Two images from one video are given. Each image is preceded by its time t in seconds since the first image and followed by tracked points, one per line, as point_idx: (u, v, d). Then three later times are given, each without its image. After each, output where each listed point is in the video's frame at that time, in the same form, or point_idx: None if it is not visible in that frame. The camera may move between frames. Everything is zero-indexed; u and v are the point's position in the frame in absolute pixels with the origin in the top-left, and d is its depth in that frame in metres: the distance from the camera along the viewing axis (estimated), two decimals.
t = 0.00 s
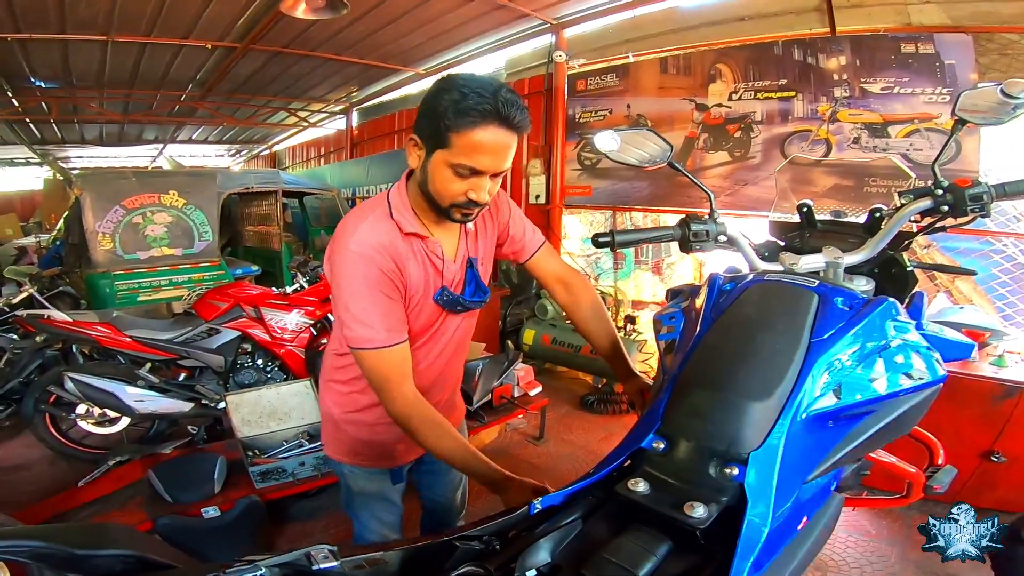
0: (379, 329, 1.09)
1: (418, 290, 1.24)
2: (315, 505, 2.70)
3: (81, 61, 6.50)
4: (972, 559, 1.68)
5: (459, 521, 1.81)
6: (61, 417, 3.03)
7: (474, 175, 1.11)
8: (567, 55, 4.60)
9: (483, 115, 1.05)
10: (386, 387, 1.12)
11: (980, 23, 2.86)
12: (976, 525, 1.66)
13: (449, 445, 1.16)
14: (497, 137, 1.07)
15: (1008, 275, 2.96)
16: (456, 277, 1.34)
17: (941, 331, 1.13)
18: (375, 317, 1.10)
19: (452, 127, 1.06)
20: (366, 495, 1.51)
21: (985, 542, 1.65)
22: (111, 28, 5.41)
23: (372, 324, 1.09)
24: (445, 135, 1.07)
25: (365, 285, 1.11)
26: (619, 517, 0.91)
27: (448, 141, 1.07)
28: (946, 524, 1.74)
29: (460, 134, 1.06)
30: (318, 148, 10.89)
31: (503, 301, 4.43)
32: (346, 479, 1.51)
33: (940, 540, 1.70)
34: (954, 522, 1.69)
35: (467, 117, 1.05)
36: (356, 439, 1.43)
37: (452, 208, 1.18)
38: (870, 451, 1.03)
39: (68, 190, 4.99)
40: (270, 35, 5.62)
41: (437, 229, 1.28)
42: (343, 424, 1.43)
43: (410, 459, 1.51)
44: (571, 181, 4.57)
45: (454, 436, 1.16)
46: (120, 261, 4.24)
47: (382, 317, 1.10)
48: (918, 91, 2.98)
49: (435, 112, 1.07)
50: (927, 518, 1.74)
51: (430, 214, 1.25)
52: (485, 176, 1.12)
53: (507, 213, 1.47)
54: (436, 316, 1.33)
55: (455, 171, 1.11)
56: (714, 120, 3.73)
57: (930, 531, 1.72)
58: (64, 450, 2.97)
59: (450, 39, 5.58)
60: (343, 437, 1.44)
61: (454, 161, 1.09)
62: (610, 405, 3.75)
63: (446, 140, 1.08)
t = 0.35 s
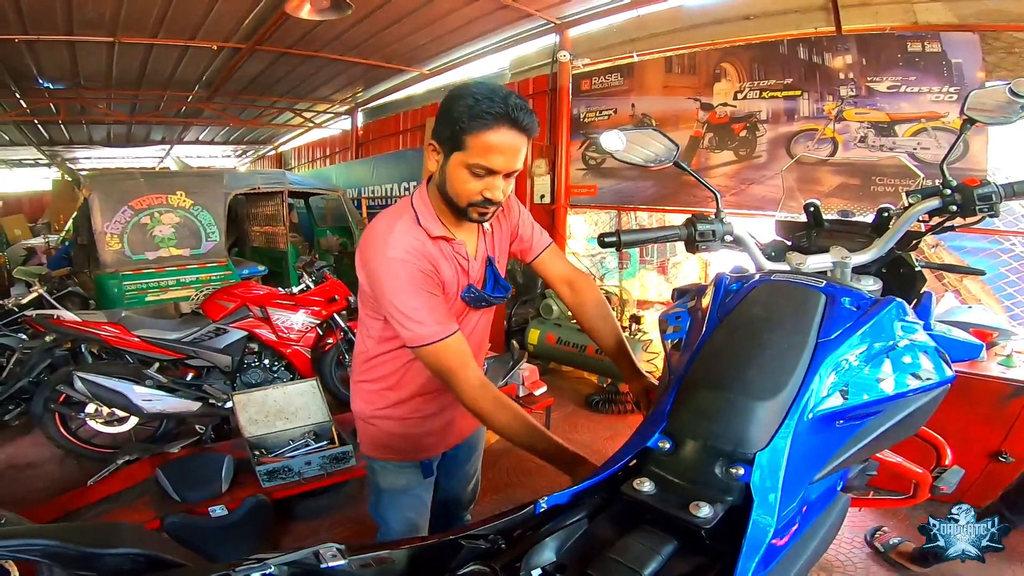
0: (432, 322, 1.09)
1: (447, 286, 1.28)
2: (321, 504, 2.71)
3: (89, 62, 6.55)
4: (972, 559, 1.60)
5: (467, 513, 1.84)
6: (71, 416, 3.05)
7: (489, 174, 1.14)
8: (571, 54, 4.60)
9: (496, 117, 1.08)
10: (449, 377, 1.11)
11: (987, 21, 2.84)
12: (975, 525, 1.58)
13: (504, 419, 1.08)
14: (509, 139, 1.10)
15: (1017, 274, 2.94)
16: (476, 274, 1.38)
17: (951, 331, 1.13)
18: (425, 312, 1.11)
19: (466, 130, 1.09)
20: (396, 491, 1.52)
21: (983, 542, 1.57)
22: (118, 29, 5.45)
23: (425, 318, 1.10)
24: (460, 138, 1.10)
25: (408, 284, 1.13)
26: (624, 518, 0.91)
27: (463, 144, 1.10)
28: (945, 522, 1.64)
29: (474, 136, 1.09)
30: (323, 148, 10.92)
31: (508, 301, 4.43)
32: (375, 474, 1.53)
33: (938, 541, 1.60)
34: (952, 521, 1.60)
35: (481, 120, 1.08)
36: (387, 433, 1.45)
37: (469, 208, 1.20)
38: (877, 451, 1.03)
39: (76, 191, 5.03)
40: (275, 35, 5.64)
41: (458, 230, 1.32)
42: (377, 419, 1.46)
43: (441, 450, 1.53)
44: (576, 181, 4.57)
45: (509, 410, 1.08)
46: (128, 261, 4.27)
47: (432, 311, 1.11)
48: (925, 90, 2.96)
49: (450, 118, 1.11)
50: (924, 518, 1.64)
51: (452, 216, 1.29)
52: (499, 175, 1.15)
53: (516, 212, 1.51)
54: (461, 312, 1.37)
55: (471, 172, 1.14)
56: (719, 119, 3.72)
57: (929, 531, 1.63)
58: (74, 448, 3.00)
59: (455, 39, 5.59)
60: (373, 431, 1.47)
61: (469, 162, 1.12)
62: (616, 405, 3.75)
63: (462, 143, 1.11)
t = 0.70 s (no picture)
0: (448, 328, 1.10)
1: (468, 289, 1.28)
2: (327, 507, 2.71)
3: (98, 65, 6.60)
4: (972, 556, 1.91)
5: (471, 510, 1.84)
6: (79, 417, 3.07)
7: (514, 176, 1.15)
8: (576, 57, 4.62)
9: (521, 121, 1.09)
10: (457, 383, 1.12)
11: (996, 21, 2.81)
12: (975, 526, 1.88)
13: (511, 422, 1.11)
14: (533, 143, 1.11)
15: None
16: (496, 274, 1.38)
17: (963, 334, 1.11)
18: (446, 315, 1.11)
19: (493, 134, 1.10)
20: (413, 488, 1.51)
21: (982, 541, 1.88)
22: (126, 33, 5.49)
23: (445, 321, 1.10)
24: (486, 142, 1.11)
25: (431, 288, 1.13)
26: (631, 523, 0.90)
27: (489, 147, 1.11)
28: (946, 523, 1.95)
29: (501, 139, 1.10)
30: (330, 150, 10.95)
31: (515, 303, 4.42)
32: (393, 474, 1.52)
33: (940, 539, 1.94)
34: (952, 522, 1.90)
35: (507, 124, 1.09)
36: (404, 431, 1.46)
37: (494, 210, 1.20)
38: (889, 455, 1.01)
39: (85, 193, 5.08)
40: (281, 38, 5.66)
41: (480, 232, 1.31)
42: (396, 418, 1.46)
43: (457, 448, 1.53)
44: (581, 183, 4.56)
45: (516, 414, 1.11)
46: (137, 263, 4.30)
47: (449, 317, 1.11)
48: (934, 91, 2.93)
49: (476, 122, 1.11)
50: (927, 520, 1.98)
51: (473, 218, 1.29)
52: (523, 177, 1.16)
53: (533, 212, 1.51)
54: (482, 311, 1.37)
55: (497, 174, 1.14)
56: (726, 120, 3.71)
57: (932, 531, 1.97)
58: (82, 450, 3.02)
59: (460, 41, 5.60)
60: (390, 430, 1.47)
61: (495, 164, 1.13)
62: (622, 408, 3.74)
63: (488, 146, 1.12)
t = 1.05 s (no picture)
0: (472, 342, 1.10)
1: (493, 296, 1.29)
2: (330, 505, 2.72)
3: (102, 65, 6.62)
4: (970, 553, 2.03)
5: (477, 508, 1.84)
6: (82, 416, 3.07)
7: (535, 182, 1.15)
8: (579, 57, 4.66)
9: (540, 126, 1.09)
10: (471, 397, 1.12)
11: (1000, 21, 2.80)
12: (976, 527, 2.00)
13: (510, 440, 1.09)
14: (554, 148, 1.11)
15: None
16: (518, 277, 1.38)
17: (965, 334, 1.10)
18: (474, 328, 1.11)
19: (512, 140, 1.10)
20: (431, 484, 1.52)
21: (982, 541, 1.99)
22: (130, 33, 5.51)
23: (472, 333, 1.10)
24: (507, 148, 1.11)
25: (461, 301, 1.13)
26: (631, 522, 0.90)
27: (510, 154, 1.12)
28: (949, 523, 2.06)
29: (520, 145, 1.10)
30: (332, 150, 10.96)
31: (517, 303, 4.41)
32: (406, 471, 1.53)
33: (941, 540, 2.05)
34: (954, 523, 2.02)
35: (525, 130, 1.09)
36: (422, 432, 1.46)
37: (517, 216, 1.20)
38: (891, 456, 1.01)
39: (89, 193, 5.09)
40: (284, 38, 5.67)
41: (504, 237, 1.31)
42: (417, 419, 1.46)
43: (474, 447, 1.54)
44: (584, 182, 4.56)
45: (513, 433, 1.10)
46: (140, 262, 4.31)
47: (474, 330, 1.11)
48: (937, 91, 2.93)
49: (497, 128, 1.12)
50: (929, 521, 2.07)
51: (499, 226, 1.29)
52: (544, 183, 1.16)
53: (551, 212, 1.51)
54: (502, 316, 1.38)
55: (518, 181, 1.15)
56: (728, 120, 3.70)
57: (934, 532, 2.07)
58: (85, 448, 3.03)
59: (463, 41, 5.60)
60: (408, 431, 1.48)
61: (517, 171, 1.13)
62: (624, 408, 3.75)
63: (508, 153, 1.12)
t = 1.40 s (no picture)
0: (468, 350, 1.11)
1: (494, 302, 1.29)
2: (330, 504, 2.72)
3: (103, 64, 6.62)
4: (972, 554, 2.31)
5: (479, 505, 1.84)
6: (82, 414, 3.08)
7: (533, 197, 1.15)
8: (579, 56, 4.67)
9: (540, 139, 1.09)
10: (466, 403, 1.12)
11: (1001, 21, 2.80)
12: (975, 527, 2.32)
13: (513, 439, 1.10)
14: (555, 162, 1.11)
15: None
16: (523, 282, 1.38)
17: (963, 334, 1.11)
18: (470, 335, 1.12)
19: (510, 153, 1.10)
20: (433, 481, 1.52)
21: (981, 540, 2.31)
22: (131, 32, 5.51)
23: (466, 341, 1.11)
24: (506, 161, 1.11)
25: (460, 307, 1.13)
26: (630, 520, 0.90)
27: (509, 166, 1.11)
28: (948, 524, 2.36)
29: (519, 160, 1.10)
30: (333, 149, 10.96)
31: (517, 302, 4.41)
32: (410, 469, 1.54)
33: (942, 540, 2.32)
34: (953, 523, 2.32)
35: (524, 143, 1.09)
36: (426, 433, 1.48)
37: (516, 229, 1.21)
38: (889, 455, 1.01)
39: (89, 192, 5.10)
40: (285, 37, 5.67)
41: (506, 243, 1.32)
42: (423, 419, 1.47)
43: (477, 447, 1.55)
44: (584, 182, 4.56)
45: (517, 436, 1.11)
46: (141, 261, 4.31)
47: (471, 338, 1.12)
48: (938, 91, 2.93)
49: (496, 141, 1.12)
50: (931, 522, 2.36)
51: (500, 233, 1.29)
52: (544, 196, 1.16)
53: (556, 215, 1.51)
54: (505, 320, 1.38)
55: (516, 194, 1.15)
56: (728, 120, 3.71)
57: (935, 532, 2.34)
58: (84, 446, 3.03)
59: (463, 41, 5.60)
60: (412, 431, 1.49)
61: (516, 184, 1.13)
62: (623, 407, 3.75)
63: (507, 166, 1.12)
